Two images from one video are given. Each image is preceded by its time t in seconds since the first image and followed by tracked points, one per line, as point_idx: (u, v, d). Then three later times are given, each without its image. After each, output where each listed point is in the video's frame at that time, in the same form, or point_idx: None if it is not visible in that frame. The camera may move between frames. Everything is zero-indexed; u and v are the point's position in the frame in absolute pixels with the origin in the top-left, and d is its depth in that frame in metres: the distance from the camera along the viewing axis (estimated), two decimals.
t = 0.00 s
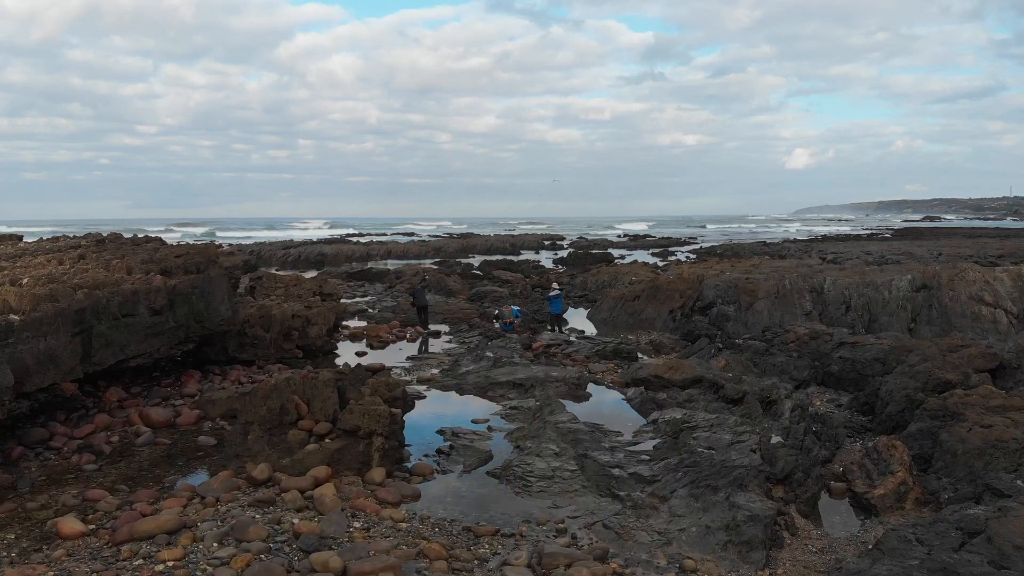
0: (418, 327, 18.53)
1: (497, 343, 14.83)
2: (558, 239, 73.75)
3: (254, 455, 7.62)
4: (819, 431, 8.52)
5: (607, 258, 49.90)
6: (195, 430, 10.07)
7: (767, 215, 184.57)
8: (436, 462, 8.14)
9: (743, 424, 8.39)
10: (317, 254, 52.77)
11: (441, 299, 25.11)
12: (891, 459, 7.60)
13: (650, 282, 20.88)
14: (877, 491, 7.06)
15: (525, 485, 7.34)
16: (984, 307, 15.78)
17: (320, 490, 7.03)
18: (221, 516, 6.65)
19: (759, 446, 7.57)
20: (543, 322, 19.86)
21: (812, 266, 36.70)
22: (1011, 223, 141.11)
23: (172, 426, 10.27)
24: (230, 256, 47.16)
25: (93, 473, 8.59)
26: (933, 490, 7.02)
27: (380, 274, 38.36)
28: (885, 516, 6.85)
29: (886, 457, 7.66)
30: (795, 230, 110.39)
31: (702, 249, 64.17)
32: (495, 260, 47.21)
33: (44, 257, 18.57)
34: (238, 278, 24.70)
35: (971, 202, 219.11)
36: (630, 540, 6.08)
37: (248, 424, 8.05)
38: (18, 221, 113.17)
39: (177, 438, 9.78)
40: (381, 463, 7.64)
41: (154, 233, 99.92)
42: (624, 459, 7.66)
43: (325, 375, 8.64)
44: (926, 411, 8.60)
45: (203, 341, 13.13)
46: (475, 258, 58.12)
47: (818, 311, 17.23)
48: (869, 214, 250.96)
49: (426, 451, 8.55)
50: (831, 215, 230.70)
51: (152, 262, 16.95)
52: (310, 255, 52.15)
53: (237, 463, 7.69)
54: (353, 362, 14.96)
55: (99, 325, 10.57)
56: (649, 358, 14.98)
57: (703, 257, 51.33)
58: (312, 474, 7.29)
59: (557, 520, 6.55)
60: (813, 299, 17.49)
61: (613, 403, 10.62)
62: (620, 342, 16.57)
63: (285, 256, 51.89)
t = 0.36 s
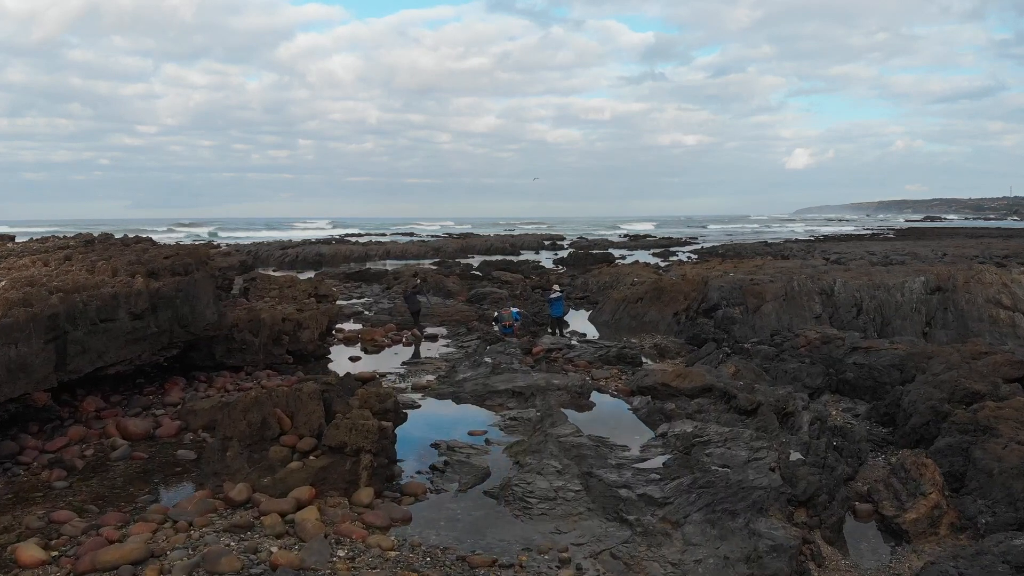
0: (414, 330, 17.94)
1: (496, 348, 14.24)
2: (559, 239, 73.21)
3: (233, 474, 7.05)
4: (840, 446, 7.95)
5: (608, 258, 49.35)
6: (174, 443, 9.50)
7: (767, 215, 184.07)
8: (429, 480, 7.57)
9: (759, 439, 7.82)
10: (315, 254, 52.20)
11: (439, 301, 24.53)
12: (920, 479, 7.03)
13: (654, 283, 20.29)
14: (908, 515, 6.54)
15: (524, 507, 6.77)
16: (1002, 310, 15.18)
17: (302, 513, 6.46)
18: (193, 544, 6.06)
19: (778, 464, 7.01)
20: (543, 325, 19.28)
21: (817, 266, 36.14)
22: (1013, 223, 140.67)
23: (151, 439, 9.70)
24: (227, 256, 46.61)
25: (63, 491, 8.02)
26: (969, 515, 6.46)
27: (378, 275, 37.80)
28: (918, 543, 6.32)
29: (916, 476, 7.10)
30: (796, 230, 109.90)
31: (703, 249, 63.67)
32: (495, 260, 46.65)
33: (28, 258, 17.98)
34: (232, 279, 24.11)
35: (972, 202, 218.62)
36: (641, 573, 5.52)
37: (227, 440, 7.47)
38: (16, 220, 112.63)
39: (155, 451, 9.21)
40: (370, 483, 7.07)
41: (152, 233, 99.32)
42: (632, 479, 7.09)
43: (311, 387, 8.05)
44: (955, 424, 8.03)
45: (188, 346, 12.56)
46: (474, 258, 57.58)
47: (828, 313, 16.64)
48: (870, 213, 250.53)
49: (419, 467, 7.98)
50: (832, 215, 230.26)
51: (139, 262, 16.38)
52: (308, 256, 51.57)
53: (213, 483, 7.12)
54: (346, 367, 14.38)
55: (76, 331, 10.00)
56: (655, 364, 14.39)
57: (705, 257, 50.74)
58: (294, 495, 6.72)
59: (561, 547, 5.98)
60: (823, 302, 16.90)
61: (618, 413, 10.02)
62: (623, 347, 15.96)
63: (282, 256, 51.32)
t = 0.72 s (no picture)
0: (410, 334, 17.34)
1: (495, 354, 13.65)
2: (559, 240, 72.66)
3: (206, 497, 6.47)
4: (866, 464, 7.36)
5: (609, 258, 48.80)
6: (151, 457, 8.91)
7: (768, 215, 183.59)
8: (421, 501, 6.99)
9: (778, 456, 7.24)
10: (313, 255, 51.63)
11: (437, 303, 23.95)
12: (956, 503, 6.47)
13: (658, 285, 19.70)
14: (945, 544, 6.01)
15: (525, 533, 6.19)
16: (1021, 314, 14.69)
17: (281, 542, 5.87)
18: None
19: (801, 487, 6.43)
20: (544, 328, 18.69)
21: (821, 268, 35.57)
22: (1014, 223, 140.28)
23: (127, 453, 9.13)
24: (224, 257, 46.11)
25: (27, 512, 7.44)
26: (1013, 544, 5.90)
27: (376, 276, 37.22)
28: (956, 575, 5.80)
29: (951, 499, 6.52)
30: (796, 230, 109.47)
31: (705, 250, 63.14)
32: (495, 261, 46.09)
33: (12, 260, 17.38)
34: (224, 281, 23.51)
35: (973, 202, 217.99)
36: None
37: (202, 458, 6.88)
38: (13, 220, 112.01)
39: (130, 467, 8.63)
40: (356, 506, 6.49)
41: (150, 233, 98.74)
42: (642, 502, 6.51)
43: (293, 399, 7.46)
44: (988, 441, 7.45)
45: (172, 352, 11.98)
46: (474, 258, 56.99)
47: (839, 317, 16.05)
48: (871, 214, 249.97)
49: (411, 486, 7.38)
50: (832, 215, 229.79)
51: (125, 264, 15.79)
52: (306, 256, 50.99)
53: (186, 506, 6.54)
54: (339, 373, 13.78)
55: (49, 338, 9.42)
56: (660, 370, 13.80)
57: (706, 258, 50.20)
58: (272, 521, 6.13)
59: None
60: (834, 305, 16.30)
61: (623, 424, 9.42)
62: (628, 353, 15.36)
63: (280, 256, 50.76)
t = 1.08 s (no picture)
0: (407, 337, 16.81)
1: (493, 359, 13.11)
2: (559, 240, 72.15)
3: (178, 522, 5.95)
4: (892, 484, 6.83)
5: (610, 259, 48.28)
6: (127, 473, 8.39)
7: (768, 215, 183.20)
8: (412, 525, 6.46)
9: (798, 476, 6.72)
10: (311, 255, 51.15)
11: (435, 304, 23.42)
12: (994, 529, 5.91)
13: (661, 287, 19.15)
14: None
15: (525, 563, 5.66)
16: None
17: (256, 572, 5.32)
18: None
19: (825, 512, 5.92)
20: (544, 331, 18.15)
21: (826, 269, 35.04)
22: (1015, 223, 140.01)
23: (103, 468, 8.61)
24: (220, 257, 45.59)
25: None
26: None
27: (374, 277, 36.71)
28: None
29: (989, 525, 5.98)
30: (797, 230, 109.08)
31: (706, 250, 62.66)
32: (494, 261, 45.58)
33: None
34: (218, 282, 23.00)
35: (974, 202, 217.46)
36: None
37: (175, 478, 6.35)
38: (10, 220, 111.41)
39: (105, 484, 8.11)
40: (341, 532, 5.97)
41: (149, 233, 98.23)
42: (652, 528, 5.99)
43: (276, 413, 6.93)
44: None
45: (156, 358, 11.47)
46: (473, 258, 56.48)
47: (850, 321, 15.51)
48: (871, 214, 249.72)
49: (402, 506, 6.84)
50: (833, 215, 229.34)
51: (111, 267, 15.26)
52: (304, 257, 50.50)
53: (156, 531, 6.01)
54: (331, 379, 13.25)
55: (21, 345, 8.91)
56: (666, 377, 13.27)
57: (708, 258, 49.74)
58: (249, 548, 5.60)
59: None
60: (844, 308, 15.73)
61: (630, 437, 8.84)
62: (631, 357, 14.82)
63: (277, 257, 50.28)
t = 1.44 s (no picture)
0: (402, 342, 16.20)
1: (492, 366, 12.51)
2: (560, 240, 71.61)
3: (140, 555, 5.35)
4: (927, 510, 6.23)
5: (611, 259, 47.74)
6: (97, 493, 7.81)
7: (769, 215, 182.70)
8: (401, 556, 5.87)
9: (824, 501, 6.14)
10: (309, 256, 50.66)
11: (433, 307, 22.83)
12: None
13: (665, 289, 18.56)
14: None
15: None
16: None
17: None
18: None
19: (858, 545, 5.34)
20: (545, 335, 17.57)
21: (831, 270, 34.33)
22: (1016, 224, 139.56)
23: (71, 487, 8.02)
24: (217, 258, 45.08)
25: None
26: None
27: (372, 278, 36.18)
28: None
29: None
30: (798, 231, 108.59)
31: (708, 250, 62.12)
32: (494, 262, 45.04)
33: None
34: (211, 284, 22.46)
35: (975, 202, 216.91)
36: None
37: (139, 505, 5.76)
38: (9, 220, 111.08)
39: (72, 505, 7.53)
40: (321, 566, 5.38)
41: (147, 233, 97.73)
42: (666, 562, 5.41)
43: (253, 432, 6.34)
44: None
45: (136, 366, 10.90)
46: (473, 258, 55.96)
47: (863, 325, 14.93)
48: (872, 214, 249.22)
49: (390, 534, 6.25)
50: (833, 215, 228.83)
51: (95, 268, 14.67)
52: (302, 257, 50.00)
53: (116, 565, 5.42)
54: (322, 387, 12.66)
55: None
56: (673, 385, 12.68)
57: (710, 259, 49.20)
58: None
59: None
60: (857, 312, 15.15)
61: (637, 452, 8.24)
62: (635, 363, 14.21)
63: (275, 257, 49.77)
